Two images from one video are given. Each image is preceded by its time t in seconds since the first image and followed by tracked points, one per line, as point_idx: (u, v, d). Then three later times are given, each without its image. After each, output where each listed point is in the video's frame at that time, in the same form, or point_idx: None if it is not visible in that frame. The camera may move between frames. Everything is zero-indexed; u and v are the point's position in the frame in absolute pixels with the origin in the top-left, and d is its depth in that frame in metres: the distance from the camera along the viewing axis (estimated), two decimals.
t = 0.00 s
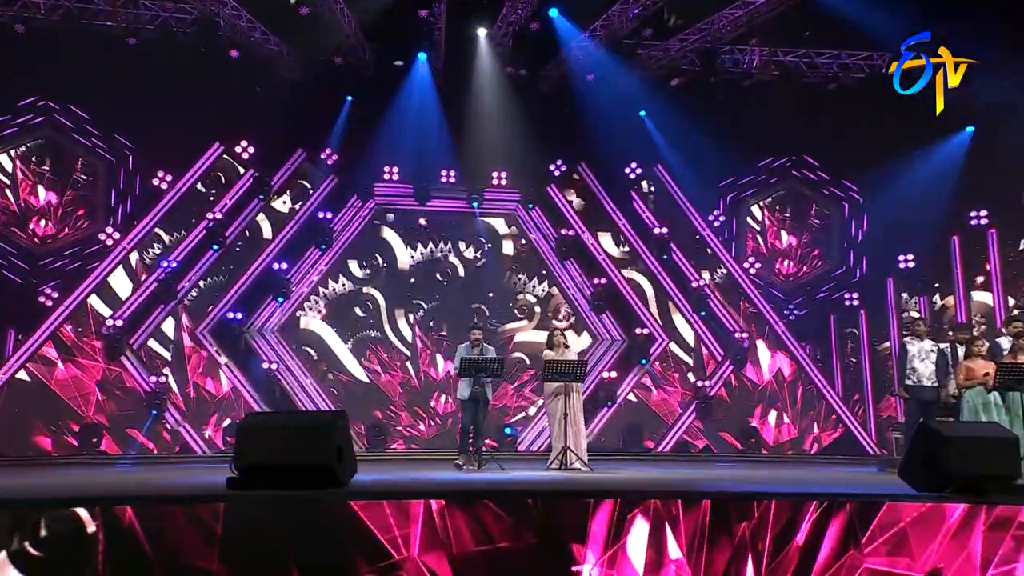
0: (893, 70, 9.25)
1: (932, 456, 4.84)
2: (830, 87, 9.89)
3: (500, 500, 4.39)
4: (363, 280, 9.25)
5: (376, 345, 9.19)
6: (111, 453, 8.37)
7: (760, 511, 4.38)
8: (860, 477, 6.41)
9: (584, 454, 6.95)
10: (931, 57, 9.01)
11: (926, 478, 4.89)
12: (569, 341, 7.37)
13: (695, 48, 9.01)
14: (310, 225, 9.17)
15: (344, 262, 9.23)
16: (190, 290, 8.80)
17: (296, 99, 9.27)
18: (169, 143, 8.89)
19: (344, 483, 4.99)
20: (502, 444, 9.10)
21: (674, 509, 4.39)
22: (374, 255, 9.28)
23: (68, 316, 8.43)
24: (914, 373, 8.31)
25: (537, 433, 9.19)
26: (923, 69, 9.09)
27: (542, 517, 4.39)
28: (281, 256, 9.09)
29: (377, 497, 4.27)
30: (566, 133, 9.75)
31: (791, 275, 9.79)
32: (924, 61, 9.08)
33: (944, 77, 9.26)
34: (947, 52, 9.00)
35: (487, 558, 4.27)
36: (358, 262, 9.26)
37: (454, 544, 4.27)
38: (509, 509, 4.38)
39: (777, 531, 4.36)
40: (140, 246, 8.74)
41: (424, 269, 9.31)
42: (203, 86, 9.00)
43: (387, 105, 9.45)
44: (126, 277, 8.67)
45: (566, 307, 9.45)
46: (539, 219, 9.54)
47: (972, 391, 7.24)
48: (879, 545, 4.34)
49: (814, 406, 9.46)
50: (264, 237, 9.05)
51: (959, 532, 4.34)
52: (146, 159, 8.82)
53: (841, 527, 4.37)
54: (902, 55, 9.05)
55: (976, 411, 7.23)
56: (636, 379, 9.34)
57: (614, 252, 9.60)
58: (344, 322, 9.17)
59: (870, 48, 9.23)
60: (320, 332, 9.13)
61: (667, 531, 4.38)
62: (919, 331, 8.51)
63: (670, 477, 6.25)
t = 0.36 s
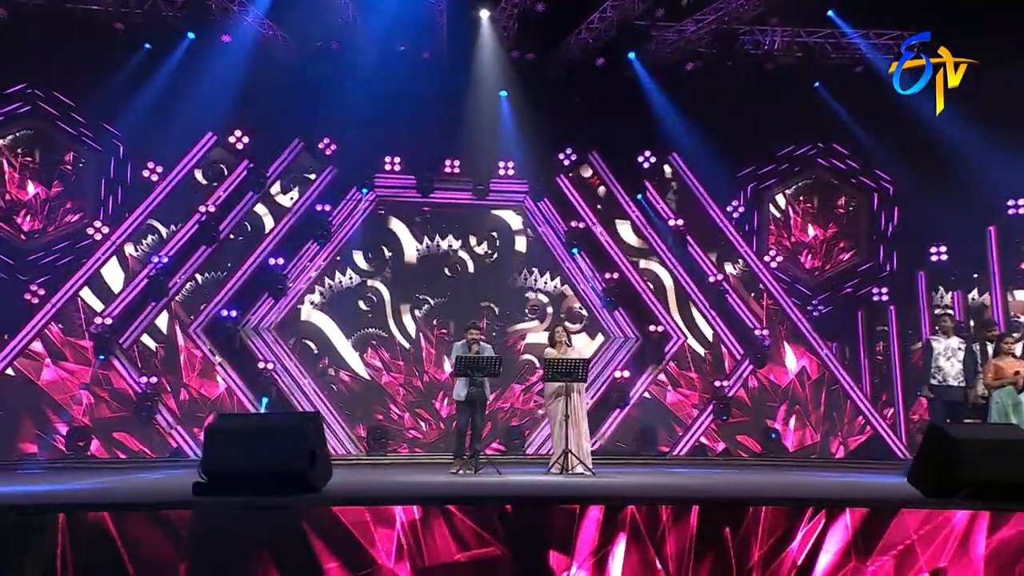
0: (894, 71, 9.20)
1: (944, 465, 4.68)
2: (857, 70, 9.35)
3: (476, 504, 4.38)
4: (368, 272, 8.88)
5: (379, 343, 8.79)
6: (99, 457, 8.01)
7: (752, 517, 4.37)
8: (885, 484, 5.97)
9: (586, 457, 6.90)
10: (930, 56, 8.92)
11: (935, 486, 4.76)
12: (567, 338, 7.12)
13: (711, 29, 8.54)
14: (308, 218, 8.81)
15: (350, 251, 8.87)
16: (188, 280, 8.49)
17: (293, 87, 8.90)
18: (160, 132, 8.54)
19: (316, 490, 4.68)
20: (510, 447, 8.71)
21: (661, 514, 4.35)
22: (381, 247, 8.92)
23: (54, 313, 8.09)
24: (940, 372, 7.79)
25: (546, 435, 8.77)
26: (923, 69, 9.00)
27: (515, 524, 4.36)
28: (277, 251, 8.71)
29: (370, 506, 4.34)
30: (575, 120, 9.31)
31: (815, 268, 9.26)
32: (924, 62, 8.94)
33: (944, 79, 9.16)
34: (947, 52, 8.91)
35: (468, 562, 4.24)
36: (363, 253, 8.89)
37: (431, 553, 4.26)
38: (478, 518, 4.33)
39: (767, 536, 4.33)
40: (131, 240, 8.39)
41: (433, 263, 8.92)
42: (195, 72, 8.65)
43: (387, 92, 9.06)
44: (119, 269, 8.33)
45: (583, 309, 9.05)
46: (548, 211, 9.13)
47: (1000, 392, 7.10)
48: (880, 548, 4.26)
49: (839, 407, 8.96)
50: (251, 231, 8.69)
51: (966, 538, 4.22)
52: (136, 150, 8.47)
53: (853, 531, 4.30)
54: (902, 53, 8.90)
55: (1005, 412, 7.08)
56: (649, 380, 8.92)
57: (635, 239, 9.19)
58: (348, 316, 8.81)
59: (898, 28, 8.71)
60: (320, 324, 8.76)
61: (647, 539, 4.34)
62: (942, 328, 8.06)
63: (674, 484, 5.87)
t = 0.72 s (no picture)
0: (891, 72, 8.85)
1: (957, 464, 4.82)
2: (884, 50, 8.81)
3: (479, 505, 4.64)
4: (376, 263, 8.50)
5: (383, 342, 8.42)
6: (90, 461, 7.68)
7: (743, 521, 4.67)
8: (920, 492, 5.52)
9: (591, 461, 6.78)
10: (931, 56, 8.66)
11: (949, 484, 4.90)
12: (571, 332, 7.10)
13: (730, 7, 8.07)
14: (307, 210, 8.43)
15: (357, 243, 8.51)
16: (186, 272, 8.15)
17: (289, 71, 8.50)
18: (151, 121, 8.19)
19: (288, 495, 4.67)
20: (520, 450, 8.36)
21: (650, 520, 4.64)
22: (388, 238, 8.54)
23: (42, 311, 7.75)
24: (969, 370, 7.32)
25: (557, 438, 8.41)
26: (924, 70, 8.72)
27: (493, 530, 4.63)
28: (275, 245, 8.36)
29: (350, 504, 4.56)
30: (587, 106, 8.87)
31: (843, 261, 8.75)
32: (924, 62, 8.69)
33: (943, 82, 8.78)
34: (947, 53, 8.65)
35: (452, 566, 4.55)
36: (370, 245, 8.52)
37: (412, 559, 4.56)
38: (460, 520, 4.61)
39: (761, 538, 4.64)
40: (122, 235, 8.05)
41: (443, 255, 8.53)
42: (187, 57, 8.28)
43: (389, 77, 8.66)
44: (113, 262, 8.00)
45: (599, 309, 8.69)
46: (558, 202, 8.72)
47: None
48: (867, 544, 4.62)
49: (867, 407, 8.50)
50: (253, 224, 8.34)
51: (967, 542, 4.59)
52: (127, 139, 8.12)
53: (856, 536, 4.63)
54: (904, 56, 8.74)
55: None
56: (665, 381, 8.58)
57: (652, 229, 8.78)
58: (354, 310, 8.44)
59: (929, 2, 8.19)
60: (322, 317, 8.41)
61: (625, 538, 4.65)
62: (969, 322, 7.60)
63: (674, 489, 5.60)
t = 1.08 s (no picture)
0: (891, 73, 8.36)
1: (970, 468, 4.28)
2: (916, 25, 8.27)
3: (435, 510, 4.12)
4: (382, 253, 8.11)
5: (387, 338, 8.00)
6: (77, 464, 7.30)
7: (728, 526, 4.10)
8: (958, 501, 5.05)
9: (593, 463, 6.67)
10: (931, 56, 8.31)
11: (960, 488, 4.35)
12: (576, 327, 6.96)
13: None
14: (305, 200, 8.03)
15: (363, 230, 8.12)
16: (181, 264, 7.77)
17: (285, 54, 8.09)
18: (141, 107, 7.80)
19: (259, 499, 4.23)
20: (529, 451, 7.93)
21: (633, 525, 4.07)
22: (398, 226, 8.15)
23: (27, 307, 7.38)
24: (1002, 366, 6.80)
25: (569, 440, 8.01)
26: (924, 70, 8.34)
27: (458, 538, 4.09)
28: (271, 237, 7.97)
29: (306, 514, 4.04)
30: (599, 88, 8.40)
31: (875, 251, 8.22)
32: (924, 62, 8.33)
33: (943, 81, 8.33)
34: (948, 53, 8.31)
35: None
36: (377, 233, 8.12)
37: None
38: (420, 528, 4.07)
39: (757, 547, 4.07)
40: (112, 227, 7.67)
41: (453, 248, 8.14)
42: (178, 40, 7.90)
43: (390, 59, 8.24)
44: (107, 249, 7.65)
45: (616, 309, 8.25)
46: (570, 189, 8.28)
47: None
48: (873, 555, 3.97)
49: (897, 405, 8.01)
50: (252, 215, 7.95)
51: (967, 545, 3.96)
52: (115, 126, 7.74)
53: (859, 543, 4.01)
54: (903, 55, 8.35)
55: None
56: (681, 379, 8.13)
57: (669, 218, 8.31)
58: (360, 303, 8.04)
59: None
60: (325, 307, 8.00)
61: (617, 557, 4.06)
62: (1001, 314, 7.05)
63: (670, 493, 5.25)
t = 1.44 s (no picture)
0: (890, 73, 7.85)
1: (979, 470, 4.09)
2: None
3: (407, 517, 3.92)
4: (391, 241, 7.67)
5: (394, 333, 7.58)
6: (64, 466, 6.97)
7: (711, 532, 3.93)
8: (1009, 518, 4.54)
9: (599, 465, 6.35)
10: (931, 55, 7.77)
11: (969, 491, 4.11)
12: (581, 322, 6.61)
13: None
14: (304, 188, 7.62)
15: (373, 217, 7.68)
16: (177, 255, 7.39)
17: (282, 32, 7.65)
18: (131, 90, 7.42)
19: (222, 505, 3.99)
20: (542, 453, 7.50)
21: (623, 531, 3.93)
22: (408, 214, 7.71)
23: (13, 301, 7.06)
24: None
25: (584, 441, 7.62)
26: (924, 70, 7.80)
27: (421, 548, 3.89)
28: (269, 228, 7.56)
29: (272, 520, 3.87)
30: (616, 68, 7.93)
31: (914, 240, 7.68)
32: (925, 62, 7.79)
33: (943, 82, 7.79)
34: (948, 53, 7.76)
35: None
36: (387, 220, 7.69)
37: None
38: (386, 535, 3.89)
39: (747, 555, 3.90)
40: (101, 217, 7.29)
41: (465, 239, 7.71)
42: (170, 19, 7.51)
43: (395, 37, 7.78)
44: (99, 238, 7.28)
45: (637, 308, 7.79)
46: (585, 175, 7.83)
47: None
48: (872, 564, 3.85)
49: (937, 405, 7.52)
50: (247, 204, 7.53)
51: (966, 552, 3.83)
52: (104, 110, 7.37)
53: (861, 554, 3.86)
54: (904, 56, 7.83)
55: None
56: (702, 378, 7.67)
57: (689, 206, 7.85)
58: (369, 295, 7.61)
59: None
60: (330, 295, 7.58)
61: (596, 567, 3.90)
62: None
63: (675, 497, 4.89)
